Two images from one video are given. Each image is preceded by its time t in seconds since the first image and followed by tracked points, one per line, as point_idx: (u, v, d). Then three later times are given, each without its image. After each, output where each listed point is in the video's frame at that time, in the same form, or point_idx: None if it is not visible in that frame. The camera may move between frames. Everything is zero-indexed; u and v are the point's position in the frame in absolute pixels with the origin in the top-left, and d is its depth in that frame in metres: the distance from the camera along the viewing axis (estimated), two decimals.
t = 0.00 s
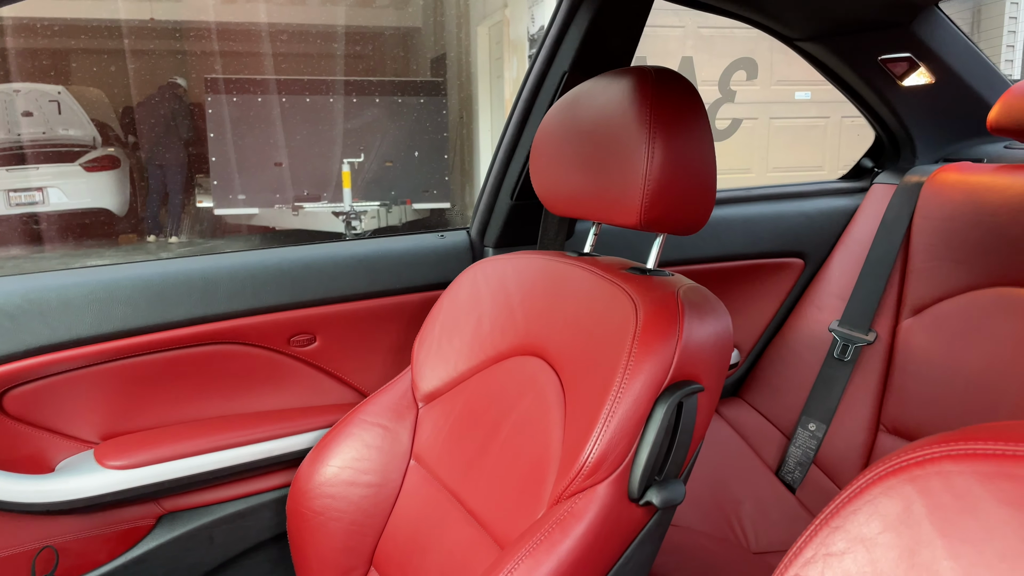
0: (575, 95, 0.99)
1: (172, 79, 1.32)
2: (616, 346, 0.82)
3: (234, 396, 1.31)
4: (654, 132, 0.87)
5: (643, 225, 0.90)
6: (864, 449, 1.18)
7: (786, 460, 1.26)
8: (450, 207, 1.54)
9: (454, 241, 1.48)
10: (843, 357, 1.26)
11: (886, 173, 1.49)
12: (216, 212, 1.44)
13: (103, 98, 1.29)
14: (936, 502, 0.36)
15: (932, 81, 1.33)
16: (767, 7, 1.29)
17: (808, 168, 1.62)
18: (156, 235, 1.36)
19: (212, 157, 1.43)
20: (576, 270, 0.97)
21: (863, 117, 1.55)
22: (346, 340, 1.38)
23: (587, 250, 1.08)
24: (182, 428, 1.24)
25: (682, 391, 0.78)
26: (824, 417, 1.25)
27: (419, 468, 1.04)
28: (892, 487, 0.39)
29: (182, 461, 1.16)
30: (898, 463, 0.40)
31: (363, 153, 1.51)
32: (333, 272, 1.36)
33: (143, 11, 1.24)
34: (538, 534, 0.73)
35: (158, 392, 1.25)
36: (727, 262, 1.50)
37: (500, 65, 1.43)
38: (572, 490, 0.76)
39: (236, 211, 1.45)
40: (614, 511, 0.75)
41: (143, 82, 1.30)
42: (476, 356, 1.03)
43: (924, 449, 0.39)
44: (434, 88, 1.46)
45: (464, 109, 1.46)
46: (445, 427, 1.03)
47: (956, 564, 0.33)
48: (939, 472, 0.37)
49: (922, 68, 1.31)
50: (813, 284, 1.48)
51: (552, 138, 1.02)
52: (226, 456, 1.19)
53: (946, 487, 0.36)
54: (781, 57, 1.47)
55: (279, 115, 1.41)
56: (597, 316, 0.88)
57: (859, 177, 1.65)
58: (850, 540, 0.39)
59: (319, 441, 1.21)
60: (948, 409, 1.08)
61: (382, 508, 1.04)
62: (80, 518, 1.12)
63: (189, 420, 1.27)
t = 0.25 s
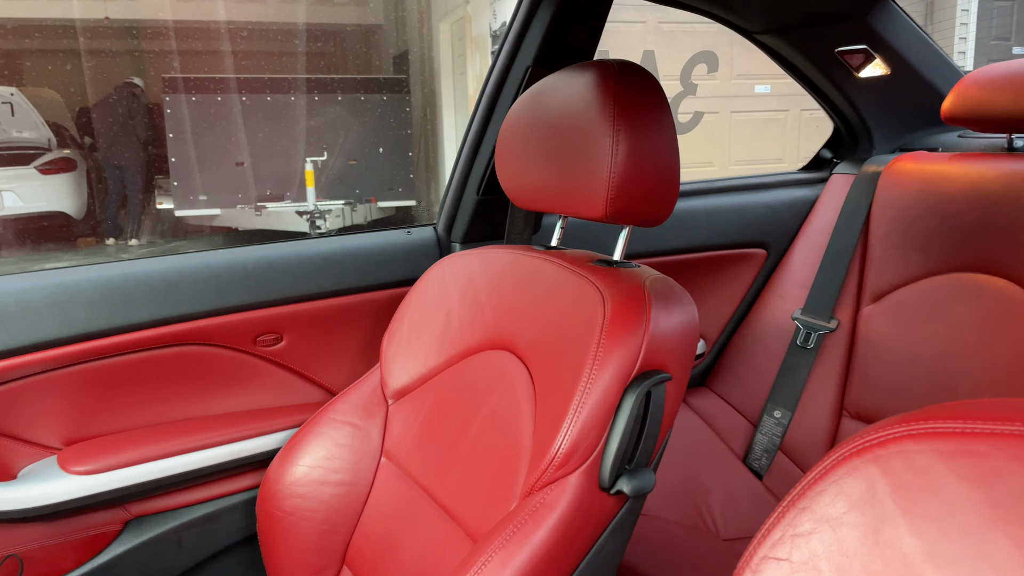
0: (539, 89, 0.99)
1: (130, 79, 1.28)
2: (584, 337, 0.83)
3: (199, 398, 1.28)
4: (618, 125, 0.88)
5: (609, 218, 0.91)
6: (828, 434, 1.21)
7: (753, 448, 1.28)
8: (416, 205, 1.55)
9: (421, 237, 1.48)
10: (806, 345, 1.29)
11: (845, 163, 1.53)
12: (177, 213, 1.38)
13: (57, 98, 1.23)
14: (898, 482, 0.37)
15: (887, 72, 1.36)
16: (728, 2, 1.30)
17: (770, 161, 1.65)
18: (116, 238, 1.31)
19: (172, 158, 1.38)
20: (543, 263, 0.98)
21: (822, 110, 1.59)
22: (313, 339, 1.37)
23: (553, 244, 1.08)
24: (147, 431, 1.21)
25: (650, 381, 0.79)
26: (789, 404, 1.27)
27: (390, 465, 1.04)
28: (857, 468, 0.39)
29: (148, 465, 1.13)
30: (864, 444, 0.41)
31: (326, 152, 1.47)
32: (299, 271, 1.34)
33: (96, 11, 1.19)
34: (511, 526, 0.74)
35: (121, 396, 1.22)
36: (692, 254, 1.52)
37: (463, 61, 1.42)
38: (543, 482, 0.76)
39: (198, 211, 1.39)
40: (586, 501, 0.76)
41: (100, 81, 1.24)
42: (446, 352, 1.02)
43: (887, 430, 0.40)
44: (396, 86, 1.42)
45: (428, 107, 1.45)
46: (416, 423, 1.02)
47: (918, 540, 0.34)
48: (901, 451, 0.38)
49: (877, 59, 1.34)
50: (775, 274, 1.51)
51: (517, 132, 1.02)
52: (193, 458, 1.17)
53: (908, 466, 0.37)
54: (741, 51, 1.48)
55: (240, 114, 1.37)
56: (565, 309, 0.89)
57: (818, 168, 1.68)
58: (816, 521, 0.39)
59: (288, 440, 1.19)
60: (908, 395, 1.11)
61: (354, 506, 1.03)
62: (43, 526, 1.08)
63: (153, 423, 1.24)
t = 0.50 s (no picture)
0: (491, 75, 0.99)
1: (70, 75, 1.22)
2: (541, 321, 0.83)
3: (149, 396, 1.25)
4: (570, 110, 0.88)
5: (563, 203, 0.91)
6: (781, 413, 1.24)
7: (709, 429, 1.30)
8: (370, 198, 1.52)
9: (375, 228, 1.46)
10: (759, 327, 1.31)
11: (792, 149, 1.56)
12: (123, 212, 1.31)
13: None
14: (846, 447, 0.40)
15: (832, 58, 1.40)
16: None
17: (722, 148, 1.69)
18: (60, 240, 1.26)
19: (117, 155, 1.29)
20: (499, 250, 0.98)
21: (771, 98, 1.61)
22: (267, 333, 1.34)
23: (509, 230, 1.08)
24: (98, 431, 1.17)
25: (607, 362, 0.80)
26: (743, 385, 1.30)
27: (349, 457, 1.03)
28: (807, 436, 0.43)
29: (101, 464, 1.10)
30: (816, 411, 0.44)
31: (277, 147, 1.43)
32: (252, 265, 1.31)
33: (34, 5, 1.17)
34: (472, 510, 0.74)
35: (69, 395, 1.18)
36: (648, 240, 1.53)
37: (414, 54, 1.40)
38: (503, 465, 0.77)
39: (146, 211, 1.33)
40: (546, 481, 0.77)
41: (39, 74, 1.19)
42: (403, 341, 1.02)
43: (839, 397, 0.44)
44: (348, 79, 1.42)
45: (381, 100, 1.45)
46: (374, 414, 1.01)
47: (866, 503, 0.38)
48: (848, 418, 0.41)
49: (821, 45, 1.37)
50: (727, 259, 1.54)
51: (470, 119, 1.02)
52: (148, 456, 1.13)
53: (855, 432, 0.40)
54: (690, 41, 1.50)
55: (186, 107, 1.32)
56: (522, 294, 0.89)
57: (767, 154, 1.71)
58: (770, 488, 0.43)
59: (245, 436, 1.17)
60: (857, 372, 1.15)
61: (314, 499, 1.01)
62: None
63: (103, 423, 1.20)
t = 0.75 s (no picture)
0: (434, 61, 0.98)
1: None
2: (489, 304, 0.83)
3: (88, 394, 1.20)
4: (513, 95, 0.88)
5: (509, 187, 0.91)
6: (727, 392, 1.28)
7: (658, 411, 1.33)
8: (314, 191, 1.49)
9: (321, 218, 1.43)
10: (703, 309, 1.34)
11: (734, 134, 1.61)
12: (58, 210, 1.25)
13: None
14: (784, 414, 0.46)
15: (769, 44, 1.44)
16: None
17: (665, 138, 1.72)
18: None
19: (49, 152, 1.24)
20: (447, 236, 0.97)
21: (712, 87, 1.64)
22: (212, 326, 1.31)
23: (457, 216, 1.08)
24: (36, 431, 1.13)
25: (555, 342, 0.81)
26: (690, 366, 1.33)
27: (299, 448, 1.01)
28: (746, 404, 0.48)
29: (40, 465, 1.05)
30: (752, 380, 0.49)
31: (218, 141, 1.38)
32: (195, 258, 1.28)
33: None
34: (424, 493, 0.73)
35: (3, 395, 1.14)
36: (595, 226, 1.55)
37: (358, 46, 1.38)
38: (454, 448, 0.76)
39: (84, 212, 1.26)
40: (497, 463, 0.77)
41: None
42: (351, 330, 1.00)
43: (774, 367, 0.49)
44: (291, 71, 1.38)
45: (325, 92, 1.43)
46: (324, 405, 1.00)
47: (803, 466, 0.44)
48: (785, 386, 0.47)
49: (759, 31, 1.41)
50: (672, 244, 1.56)
51: (413, 107, 1.01)
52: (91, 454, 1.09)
53: (792, 400, 0.46)
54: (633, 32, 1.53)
55: (122, 104, 1.27)
56: (470, 278, 0.89)
57: (709, 139, 1.74)
58: (711, 457, 0.48)
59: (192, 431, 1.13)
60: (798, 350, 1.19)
61: (264, 492, 0.99)
62: None
63: (39, 422, 1.16)
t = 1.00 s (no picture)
0: (380, 53, 0.97)
1: None
2: (441, 297, 0.83)
3: (23, 399, 1.15)
4: (461, 88, 0.88)
5: (458, 180, 0.91)
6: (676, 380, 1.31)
7: (608, 400, 1.35)
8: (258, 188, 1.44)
9: (266, 213, 1.39)
10: (652, 299, 1.37)
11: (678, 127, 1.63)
12: None
13: None
14: (732, 399, 0.48)
15: (711, 37, 1.48)
16: None
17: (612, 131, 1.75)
18: None
19: None
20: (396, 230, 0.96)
21: (657, 80, 1.66)
22: (155, 326, 1.26)
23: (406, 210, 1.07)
24: None
25: (508, 335, 0.81)
26: (639, 355, 1.35)
27: (249, 448, 0.99)
28: (696, 390, 0.49)
29: None
30: (701, 366, 0.51)
31: (157, 136, 1.37)
32: (135, 255, 1.23)
33: None
34: (378, 488, 0.73)
35: None
36: (544, 219, 1.55)
37: (301, 38, 1.36)
38: (408, 442, 0.76)
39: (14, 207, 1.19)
40: (451, 456, 0.77)
41: None
42: (300, 327, 0.99)
43: (721, 353, 0.51)
44: (230, 63, 1.42)
45: (266, 85, 1.44)
46: (273, 404, 0.98)
47: (751, 449, 0.45)
48: (733, 371, 0.48)
49: (701, 25, 1.45)
50: (620, 235, 1.58)
51: (359, 100, 1.00)
52: (30, 460, 1.04)
53: (740, 384, 0.48)
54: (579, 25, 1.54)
55: (56, 101, 1.25)
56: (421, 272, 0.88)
57: (654, 131, 1.74)
58: (663, 442, 0.49)
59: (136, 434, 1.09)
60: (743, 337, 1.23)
61: (212, 494, 0.97)
62: None
63: None
